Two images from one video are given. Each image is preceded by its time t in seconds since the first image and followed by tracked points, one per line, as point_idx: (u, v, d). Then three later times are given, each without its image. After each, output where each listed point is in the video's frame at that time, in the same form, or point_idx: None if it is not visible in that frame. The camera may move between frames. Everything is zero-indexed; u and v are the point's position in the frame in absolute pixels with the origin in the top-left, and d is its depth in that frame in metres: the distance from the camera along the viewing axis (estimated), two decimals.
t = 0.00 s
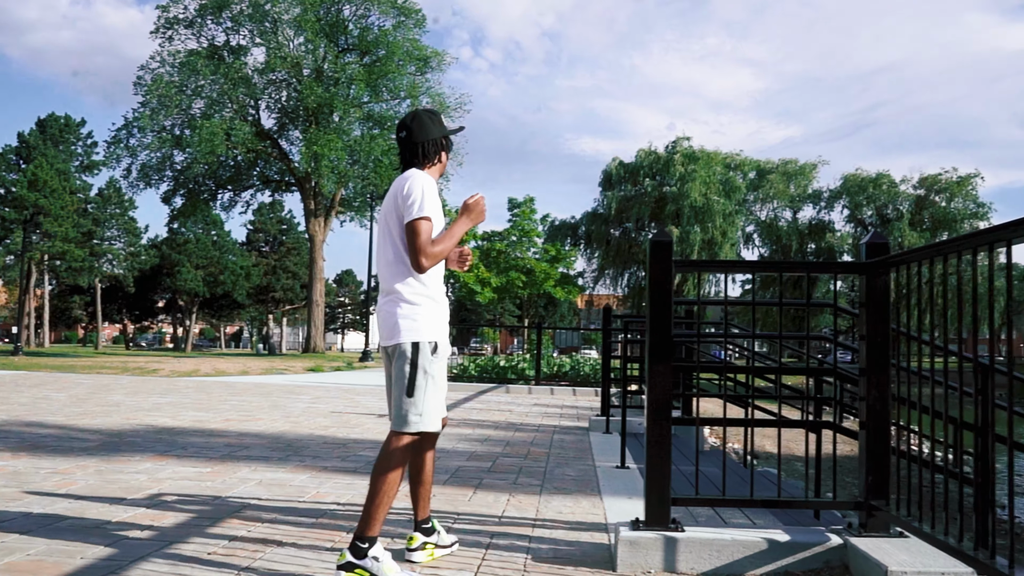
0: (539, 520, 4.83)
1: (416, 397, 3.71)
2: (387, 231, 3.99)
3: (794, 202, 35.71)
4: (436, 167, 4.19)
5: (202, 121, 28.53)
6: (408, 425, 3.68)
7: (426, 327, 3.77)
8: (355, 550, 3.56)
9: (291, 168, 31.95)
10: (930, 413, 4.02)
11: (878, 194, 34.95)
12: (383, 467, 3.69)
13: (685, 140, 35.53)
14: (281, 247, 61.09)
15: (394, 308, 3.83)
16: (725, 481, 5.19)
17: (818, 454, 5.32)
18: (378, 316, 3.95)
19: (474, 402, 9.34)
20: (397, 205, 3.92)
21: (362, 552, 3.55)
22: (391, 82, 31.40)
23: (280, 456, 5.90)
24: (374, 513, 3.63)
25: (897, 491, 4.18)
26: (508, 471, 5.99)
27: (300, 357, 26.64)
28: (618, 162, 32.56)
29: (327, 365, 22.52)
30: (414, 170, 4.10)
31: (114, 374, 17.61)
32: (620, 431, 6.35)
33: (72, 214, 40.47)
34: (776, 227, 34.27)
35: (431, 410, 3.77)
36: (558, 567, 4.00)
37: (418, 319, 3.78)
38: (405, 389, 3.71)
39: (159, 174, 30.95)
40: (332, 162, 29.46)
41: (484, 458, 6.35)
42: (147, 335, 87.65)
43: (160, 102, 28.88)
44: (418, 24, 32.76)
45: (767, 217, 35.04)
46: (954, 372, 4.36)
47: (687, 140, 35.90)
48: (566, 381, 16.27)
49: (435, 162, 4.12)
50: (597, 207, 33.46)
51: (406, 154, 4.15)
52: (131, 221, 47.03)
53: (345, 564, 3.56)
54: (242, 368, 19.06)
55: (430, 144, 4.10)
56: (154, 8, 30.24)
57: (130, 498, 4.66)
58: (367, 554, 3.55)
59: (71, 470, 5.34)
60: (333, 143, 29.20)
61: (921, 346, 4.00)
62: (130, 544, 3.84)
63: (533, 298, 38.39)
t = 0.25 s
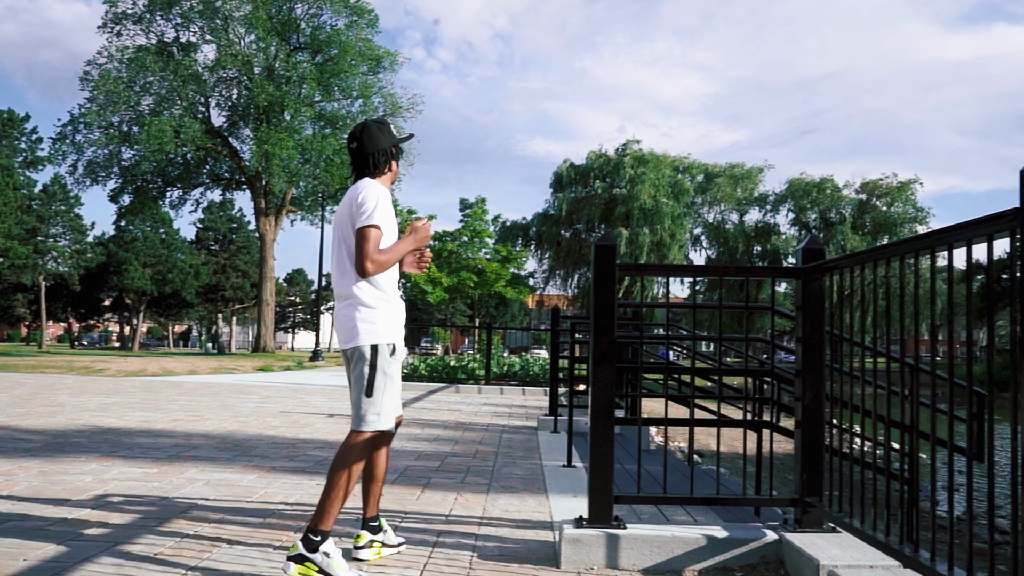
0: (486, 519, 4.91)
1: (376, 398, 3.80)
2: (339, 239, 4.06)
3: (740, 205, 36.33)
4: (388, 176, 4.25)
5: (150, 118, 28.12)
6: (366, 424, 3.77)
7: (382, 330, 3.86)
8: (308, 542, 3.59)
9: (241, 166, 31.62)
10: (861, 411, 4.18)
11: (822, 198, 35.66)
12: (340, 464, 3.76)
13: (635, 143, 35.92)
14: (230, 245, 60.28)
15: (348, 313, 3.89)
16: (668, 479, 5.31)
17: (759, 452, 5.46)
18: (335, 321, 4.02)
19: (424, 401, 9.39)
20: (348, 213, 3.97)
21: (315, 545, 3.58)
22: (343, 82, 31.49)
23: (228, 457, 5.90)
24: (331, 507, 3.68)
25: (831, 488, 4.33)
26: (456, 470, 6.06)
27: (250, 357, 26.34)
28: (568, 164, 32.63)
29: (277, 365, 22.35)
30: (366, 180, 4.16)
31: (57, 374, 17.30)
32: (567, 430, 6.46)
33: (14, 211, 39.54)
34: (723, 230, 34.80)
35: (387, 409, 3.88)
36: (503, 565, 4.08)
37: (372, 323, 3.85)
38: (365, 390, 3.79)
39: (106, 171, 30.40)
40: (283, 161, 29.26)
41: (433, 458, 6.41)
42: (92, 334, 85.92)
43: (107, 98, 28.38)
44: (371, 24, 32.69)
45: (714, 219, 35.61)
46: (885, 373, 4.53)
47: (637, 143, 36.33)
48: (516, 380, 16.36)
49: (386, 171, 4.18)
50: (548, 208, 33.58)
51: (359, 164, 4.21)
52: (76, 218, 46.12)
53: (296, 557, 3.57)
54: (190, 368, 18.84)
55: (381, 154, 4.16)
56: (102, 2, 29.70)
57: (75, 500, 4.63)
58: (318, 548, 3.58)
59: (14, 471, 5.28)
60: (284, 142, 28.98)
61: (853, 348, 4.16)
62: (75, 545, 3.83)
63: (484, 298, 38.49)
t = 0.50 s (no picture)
0: (438, 520, 4.97)
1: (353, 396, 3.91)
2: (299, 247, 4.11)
3: (692, 207, 36.81)
4: (343, 185, 4.30)
5: (101, 116, 27.69)
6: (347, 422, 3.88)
7: (349, 332, 3.93)
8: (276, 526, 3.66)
9: (194, 165, 31.24)
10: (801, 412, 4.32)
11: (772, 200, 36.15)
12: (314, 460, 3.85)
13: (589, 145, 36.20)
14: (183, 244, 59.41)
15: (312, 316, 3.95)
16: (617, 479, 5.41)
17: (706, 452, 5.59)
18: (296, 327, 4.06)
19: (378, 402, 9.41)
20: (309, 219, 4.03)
21: (282, 530, 3.66)
22: (298, 82, 31.34)
23: (180, 459, 5.89)
24: (302, 499, 3.78)
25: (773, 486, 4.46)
26: (409, 471, 6.11)
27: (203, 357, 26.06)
28: (524, 166, 32.69)
29: (231, 365, 22.16)
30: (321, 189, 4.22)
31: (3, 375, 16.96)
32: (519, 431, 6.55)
33: None
34: (676, 231, 35.19)
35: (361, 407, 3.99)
36: (454, 565, 4.15)
37: (336, 325, 3.92)
38: (341, 391, 3.88)
39: (56, 169, 29.86)
40: (237, 160, 29.02)
41: (386, 459, 6.45)
42: (39, 334, 84.13)
43: (57, 96, 27.89)
44: (327, 24, 32.53)
45: (667, 221, 36.00)
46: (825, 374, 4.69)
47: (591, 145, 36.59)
48: (469, 381, 16.71)
49: (342, 180, 4.24)
50: (503, 208, 33.65)
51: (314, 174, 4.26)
52: (24, 216, 45.20)
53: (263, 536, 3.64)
54: (141, 368, 18.59)
55: (335, 163, 4.21)
56: None
57: (24, 504, 4.60)
58: (287, 534, 3.66)
59: None
60: (238, 142, 28.72)
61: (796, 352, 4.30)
62: (24, 550, 3.82)
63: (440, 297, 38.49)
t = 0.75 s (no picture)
0: (397, 521, 5.01)
1: (328, 395, 4.15)
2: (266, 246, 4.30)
3: (653, 208, 37.09)
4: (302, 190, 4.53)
5: (57, 113, 27.24)
6: (324, 419, 4.10)
7: (320, 332, 4.18)
8: (263, 521, 3.94)
9: (153, 163, 30.84)
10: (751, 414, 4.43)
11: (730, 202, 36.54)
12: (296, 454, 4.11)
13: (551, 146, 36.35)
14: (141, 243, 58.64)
15: (284, 314, 4.18)
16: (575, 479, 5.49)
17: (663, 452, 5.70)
18: (262, 326, 4.25)
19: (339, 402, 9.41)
20: (282, 219, 4.25)
21: (270, 524, 3.92)
22: (258, 80, 31.19)
23: (138, 462, 5.86)
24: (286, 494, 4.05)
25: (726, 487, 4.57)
26: (369, 472, 6.14)
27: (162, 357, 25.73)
28: (485, 166, 32.67)
29: (190, 365, 21.93)
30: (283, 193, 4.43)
31: None
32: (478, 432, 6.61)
33: None
34: (637, 232, 35.43)
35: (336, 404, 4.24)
36: (411, 567, 4.18)
37: (308, 323, 4.17)
38: (317, 390, 4.11)
39: (10, 166, 29.29)
40: (197, 159, 28.72)
41: (346, 460, 6.47)
42: None
43: (11, 92, 27.38)
44: (288, 23, 32.34)
45: (628, 222, 36.22)
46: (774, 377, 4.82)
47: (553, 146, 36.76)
48: (431, 381, 16.74)
49: (302, 185, 4.46)
50: (466, 208, 33.61)
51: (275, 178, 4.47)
52: None
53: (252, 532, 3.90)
54: (98, 369, 18.33)
55: (296, 169, 4.42)
56: None
57: None
58: (274, 528, 3.92)
59: None
60: (198, 140, 28.41)
61: (746, 356, 4.41)
62: None
63: (402, 298, 38.38)
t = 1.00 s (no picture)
0: (369, 520, 5.08)
1: (307, 396, 4.31)
2: (249, 251, 4.39)
3: (626, 209, 37.29)
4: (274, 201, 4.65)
5: (31, 112, 27.01)
6: (309, 419, 4.27)
7: (302, 335, 4.35)
8: (277, 533, 4.05)
9: (128, 163, 30.66)
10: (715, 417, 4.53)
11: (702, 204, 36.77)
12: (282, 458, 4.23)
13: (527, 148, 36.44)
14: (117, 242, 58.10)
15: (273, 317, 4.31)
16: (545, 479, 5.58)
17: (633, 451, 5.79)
18: (241, 331, 4.32)
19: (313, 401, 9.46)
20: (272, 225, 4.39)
21: (285, 535, 4.05)
22: (235, 81, 31.04)
23: (111, 462, 5.90)
24: (286, 501, 4.18)
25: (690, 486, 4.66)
26: (342, 473, 6.20)
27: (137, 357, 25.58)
28: (461, 167, 32.71)
29: (165, 365, 21.84)
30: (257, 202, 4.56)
31: None
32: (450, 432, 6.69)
33: None
34: (610, 233, 35.60)
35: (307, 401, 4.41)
36: (382, 566, 4.26)
37: (295, 326, 4.34)
38: (300, 391, 4.27)
39: None
40: (172, 159, 28.57)
41: (319, 460, 6.53)
42: None
43: None
44: (264, 23, 32.24)
45: (602, 223, 36.35)
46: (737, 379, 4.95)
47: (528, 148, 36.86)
48: (406, 380, 16.73)
49: (276, 195, 4.60)
50: (441, 209, 33.62)
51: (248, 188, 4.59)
52: None
53: (269, 549, 4.00)
54: (73, 369, 18.24)
55: (270, 180, 4.56)
56: None
57: None
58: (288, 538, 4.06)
59: None
60: (173, 140, 28.24)
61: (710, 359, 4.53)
62: None
63: (377, 297, 38.35)
